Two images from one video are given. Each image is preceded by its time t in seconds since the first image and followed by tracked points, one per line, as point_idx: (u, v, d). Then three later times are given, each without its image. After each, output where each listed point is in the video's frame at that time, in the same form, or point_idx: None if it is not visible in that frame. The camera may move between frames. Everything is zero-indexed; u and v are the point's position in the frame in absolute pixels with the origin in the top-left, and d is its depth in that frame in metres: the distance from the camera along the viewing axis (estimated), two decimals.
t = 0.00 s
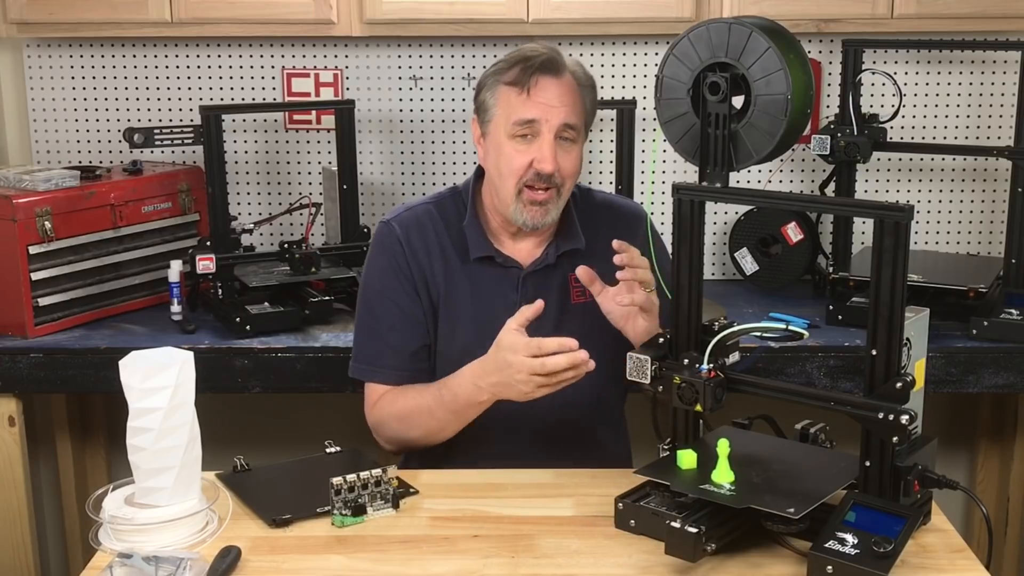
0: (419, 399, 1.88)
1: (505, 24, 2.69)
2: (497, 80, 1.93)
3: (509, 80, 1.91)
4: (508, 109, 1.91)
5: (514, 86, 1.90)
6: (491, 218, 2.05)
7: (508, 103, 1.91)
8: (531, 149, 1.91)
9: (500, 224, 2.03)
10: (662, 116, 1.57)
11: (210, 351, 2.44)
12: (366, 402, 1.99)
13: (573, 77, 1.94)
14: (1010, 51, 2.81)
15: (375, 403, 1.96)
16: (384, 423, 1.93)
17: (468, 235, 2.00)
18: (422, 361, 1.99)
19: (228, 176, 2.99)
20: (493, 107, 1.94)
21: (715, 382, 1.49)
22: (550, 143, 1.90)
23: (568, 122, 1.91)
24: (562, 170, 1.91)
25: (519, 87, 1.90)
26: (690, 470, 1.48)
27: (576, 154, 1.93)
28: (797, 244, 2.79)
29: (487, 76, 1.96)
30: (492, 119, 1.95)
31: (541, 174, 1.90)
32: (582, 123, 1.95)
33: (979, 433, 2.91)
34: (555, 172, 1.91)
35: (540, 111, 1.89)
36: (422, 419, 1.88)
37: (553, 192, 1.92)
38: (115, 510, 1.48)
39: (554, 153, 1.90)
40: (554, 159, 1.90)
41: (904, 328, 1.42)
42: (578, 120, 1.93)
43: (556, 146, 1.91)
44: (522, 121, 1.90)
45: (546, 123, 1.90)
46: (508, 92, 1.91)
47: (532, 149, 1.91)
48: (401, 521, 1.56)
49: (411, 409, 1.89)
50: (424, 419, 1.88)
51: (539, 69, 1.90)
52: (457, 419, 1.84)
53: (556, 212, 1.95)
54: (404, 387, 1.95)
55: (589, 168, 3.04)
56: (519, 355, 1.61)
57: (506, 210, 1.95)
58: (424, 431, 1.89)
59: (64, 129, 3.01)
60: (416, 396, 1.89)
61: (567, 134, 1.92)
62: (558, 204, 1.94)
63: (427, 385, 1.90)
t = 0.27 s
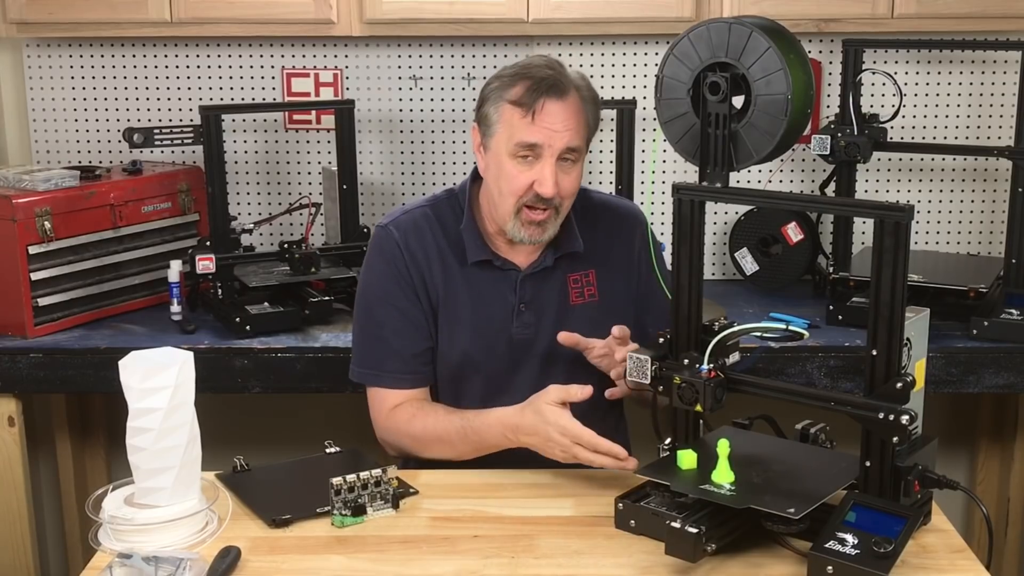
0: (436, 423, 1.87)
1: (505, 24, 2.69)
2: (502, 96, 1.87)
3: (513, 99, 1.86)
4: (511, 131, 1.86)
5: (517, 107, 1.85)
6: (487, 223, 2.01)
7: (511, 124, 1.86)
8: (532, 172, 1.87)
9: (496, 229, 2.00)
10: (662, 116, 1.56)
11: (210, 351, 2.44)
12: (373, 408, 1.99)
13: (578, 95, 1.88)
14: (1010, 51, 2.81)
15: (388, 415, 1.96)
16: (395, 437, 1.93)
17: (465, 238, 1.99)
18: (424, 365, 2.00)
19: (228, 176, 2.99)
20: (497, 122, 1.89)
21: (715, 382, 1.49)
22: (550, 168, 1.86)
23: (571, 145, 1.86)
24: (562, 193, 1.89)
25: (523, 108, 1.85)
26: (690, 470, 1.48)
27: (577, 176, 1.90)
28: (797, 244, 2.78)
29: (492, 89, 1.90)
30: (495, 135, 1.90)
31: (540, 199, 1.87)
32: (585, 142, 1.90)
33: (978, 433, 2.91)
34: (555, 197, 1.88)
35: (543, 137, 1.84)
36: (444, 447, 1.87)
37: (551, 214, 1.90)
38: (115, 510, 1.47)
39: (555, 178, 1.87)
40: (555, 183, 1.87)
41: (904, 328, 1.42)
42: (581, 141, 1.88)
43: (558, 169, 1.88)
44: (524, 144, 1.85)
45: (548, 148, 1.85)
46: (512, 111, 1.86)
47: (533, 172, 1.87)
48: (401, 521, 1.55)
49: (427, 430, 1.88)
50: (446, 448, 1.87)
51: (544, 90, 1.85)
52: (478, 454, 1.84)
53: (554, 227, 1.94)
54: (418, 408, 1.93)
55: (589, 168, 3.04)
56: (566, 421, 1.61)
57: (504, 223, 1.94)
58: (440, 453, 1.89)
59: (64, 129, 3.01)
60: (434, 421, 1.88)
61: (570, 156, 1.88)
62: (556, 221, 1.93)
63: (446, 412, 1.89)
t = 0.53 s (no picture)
0: (434, 423, 1.87)
1: (505, 24, 2.69)
2: (500, 97, 1.88)
3: (511, 100, 1.86)
4: (509, 131, 1.86)
5: (515, 107, 1.85)
6: (485, 223, 2.01)
7: (509, 124, 1.86)
8: (531, 172, 1.87)
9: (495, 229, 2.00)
10: (662, 116, 1.56)
11: (210, 351, 2.44)
12: (372, 408, 1.99)
13: (575, 94, 1.88)
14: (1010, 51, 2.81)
15: (388, 414, 1.96)
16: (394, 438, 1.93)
17: (464, 238, 1.99)
18: (423, 365, 1.99)
19: (228, 176, 2.99)
20: (495, 123, 1.89)
21: (715, 382, 1.49)
22: (550, 168, 1.86)
23: (570, 145, 1.86)
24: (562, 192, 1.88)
25: (521, 109, 1.85)
26: (690, 470, 1.48)
27: (576, 175, 1.90)
28: (798, 244, 2.78)
29: (489, 89, 1.91)
30: (493, 136, 1.90)
31: (540, 198, 1.87)
32: (583, 141, 1.90)
33: (979, 433, 2.91)
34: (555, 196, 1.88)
35: (542, 137, 1.84)
36: (442, 447, 1.87)
37: (552, 213, 1.90)
38: (115, 510, 1.47)
39: (555, 177, 1.87)
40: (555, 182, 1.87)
41: (904, 329, 1.42)
42: (579, 140, 1.88)
43: (557, 169, 1.87)
44: (522, 144, 1.85)
45: (546, 147, 1.85)
46: (510, 111, 1.86)
47: (532, 172, 1.87)
48: (401, 521, 1.55)
49: (425, 429, 1.88)
50: (445, 449, 1.86)
51: (541, 90, 1.85)
52: (475, 453, 1.83)
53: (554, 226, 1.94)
54: (417, 408, 1.93)
55: (589, 168, 3.04)
56: (562, 418, 1.61)
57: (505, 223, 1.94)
58: (438, 454, 1.88)
59: (64, 129, 3.00)
60: (432, 420, 1.88)
61: (569, 155, 1.88)
62: (556, 220, 1.92)
63: (444, 411, 1.89)
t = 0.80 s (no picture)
0: (431, 423, 1.88)
1: (505, 24, 2.69)
2: (494, 104, 1.88)
3: (505, 107, 1.86)
4: (505, 138, 1.86)
5: (510, 115, 1.85)
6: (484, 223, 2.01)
7: (505, 132, 1.86)
8: (529, 178, 1.87)
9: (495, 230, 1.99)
10: (662, 116, 1.56)
11: (210, 351, 2.44)
12: (371, 408, 2.00)
13: (569, 97, 1.88)
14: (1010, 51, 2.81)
15: (387, 413, 1.96)
16: (393, 438, 1.93)
17: (463, 238, 1.99)
18: (423, 365, 2.00)
19: (228, 176, 2.99)
20: (490, 131, 1.89)
21: (715, 382, 1.49)
22: (548, 173, 1.86)
23: (567, 149, 1.86)
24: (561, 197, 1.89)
25: (516, 116, 1.85)
26: (690, 470, 1.48)
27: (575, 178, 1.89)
28: (798, 244, 2.78)
29: (482, 98, 1.91)
30: (489, 145, 1.90)
31: (540, 205, 1.87)
32: (580, 143, 1.90)
33: (979, 433, 2.91)
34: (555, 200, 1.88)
35: (539, 145, 1.84)
36: (439, 447, 1.87)
37: (553, 217, 1.90)
38: (115, 510, 1.47)
39: (554, 183, 1.87)
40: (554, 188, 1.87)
41: (904, 329, 1.42)
42: (576, 143, 1.87)
43: (556, 175, 1.87)
44: (519, 151, 1.85)
45: (543, 153, 1.85)
46: (506, 119, 1.86)
47: (530, 178, 1.87)
48: (401, 521, 1.55)
49: (423, 429, 1.88)
50: (441, 449, 1.86)
51: (535, 96, 1.85)
52: (473, 454, 1.83)
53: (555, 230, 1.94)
54: (415, 408, 1.94)
55: (588, 168, 3.04)
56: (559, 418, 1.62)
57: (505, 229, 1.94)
58: (437, 454, 1.88)
59: (64, 129, 3.00)
60: (430, 420, 1.88)
61: (567, 160, 1.88)
62: (557, 225, 1.93)
63: (441, 411, 1.89)
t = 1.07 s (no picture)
0: (429, 419, 1.89)
1: (505, 24, 2.69)
2: (470, 103, 1.89)
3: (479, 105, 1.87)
4: (480, 136, 1.87)
5: (484, 112, 1.86)
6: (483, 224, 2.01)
7: (480, 129, 1.87)
8: (506, 174, 1.87)
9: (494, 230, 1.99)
10: (662, 116, 1.56)
11: (210, 351, 2.44)
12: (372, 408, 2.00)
13: (544, 91, 1.87)
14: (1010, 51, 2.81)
15: (385, 413, 1.96)
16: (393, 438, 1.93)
17: (463, 239, 1.99)
18: (424, 366, 2.00)
19: (228, 176, 2.99)
20: (467, 130, 1.90)
21: (715, 382, 1.49)
22: (523, 168, 1.86)
23: (543, 143, 1.86)
24: (541, 192, 1.88)
25: (489, 113, 1.86)
26: (690, 470, 1.48)
27: (555, 172, 1.89)
28: (798, 244, 2.78)
29: (460, 97, 1.93)
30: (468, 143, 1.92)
31: (518, 200, 1.87)
32: (560, 137, 1.89)
33: (979, 433, 2.91)
34: (533, 196, 1.87)
35: (512, 140, 1.84)
36: (436, 441, 1.88)
37: (534, 213, 1.89)
38: (115, 510, 1.47)
39: (530, 177, 1.87)
40: (531, 182, 1.87)
41: (904, 329, 1.42)
42: (554, 137, 1.87)
43: (533, 169, 1.87)
44: (494, 148, 1.86)
45: (517, 148, 1.85)
46: (480, 116, 1.87)
47: (507, 174, 1.87)
48: (401, 521, 1.55)
49: (422, 426, 1.89)
50: (438, 442, 1.87)
51: (508, 92, 1.85)
52: (472, 445, 1.84)
53: (542, 227, 1.93)
54: (415, 405, 1.94)
55: (588, 168, 3.04)
56: (552, 400, 1.62)
57: (492, 227, 1.94)
58: (436, 449, 1.89)
59: (64, 129, 3.00)
60: (427, 416, 1.89)
61: (545, 154, 1.87)
62: (543, 221, 1.92)
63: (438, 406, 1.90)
